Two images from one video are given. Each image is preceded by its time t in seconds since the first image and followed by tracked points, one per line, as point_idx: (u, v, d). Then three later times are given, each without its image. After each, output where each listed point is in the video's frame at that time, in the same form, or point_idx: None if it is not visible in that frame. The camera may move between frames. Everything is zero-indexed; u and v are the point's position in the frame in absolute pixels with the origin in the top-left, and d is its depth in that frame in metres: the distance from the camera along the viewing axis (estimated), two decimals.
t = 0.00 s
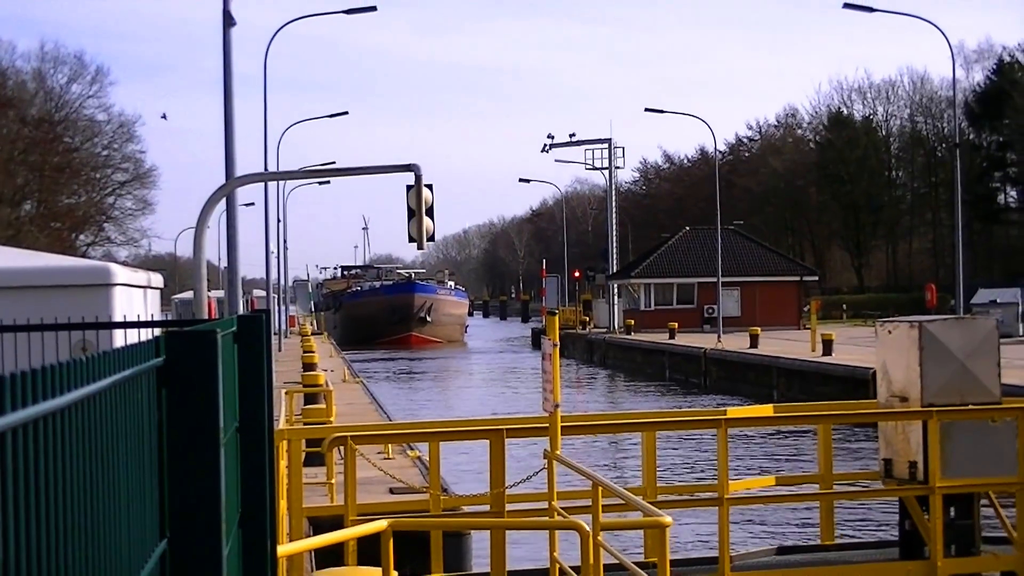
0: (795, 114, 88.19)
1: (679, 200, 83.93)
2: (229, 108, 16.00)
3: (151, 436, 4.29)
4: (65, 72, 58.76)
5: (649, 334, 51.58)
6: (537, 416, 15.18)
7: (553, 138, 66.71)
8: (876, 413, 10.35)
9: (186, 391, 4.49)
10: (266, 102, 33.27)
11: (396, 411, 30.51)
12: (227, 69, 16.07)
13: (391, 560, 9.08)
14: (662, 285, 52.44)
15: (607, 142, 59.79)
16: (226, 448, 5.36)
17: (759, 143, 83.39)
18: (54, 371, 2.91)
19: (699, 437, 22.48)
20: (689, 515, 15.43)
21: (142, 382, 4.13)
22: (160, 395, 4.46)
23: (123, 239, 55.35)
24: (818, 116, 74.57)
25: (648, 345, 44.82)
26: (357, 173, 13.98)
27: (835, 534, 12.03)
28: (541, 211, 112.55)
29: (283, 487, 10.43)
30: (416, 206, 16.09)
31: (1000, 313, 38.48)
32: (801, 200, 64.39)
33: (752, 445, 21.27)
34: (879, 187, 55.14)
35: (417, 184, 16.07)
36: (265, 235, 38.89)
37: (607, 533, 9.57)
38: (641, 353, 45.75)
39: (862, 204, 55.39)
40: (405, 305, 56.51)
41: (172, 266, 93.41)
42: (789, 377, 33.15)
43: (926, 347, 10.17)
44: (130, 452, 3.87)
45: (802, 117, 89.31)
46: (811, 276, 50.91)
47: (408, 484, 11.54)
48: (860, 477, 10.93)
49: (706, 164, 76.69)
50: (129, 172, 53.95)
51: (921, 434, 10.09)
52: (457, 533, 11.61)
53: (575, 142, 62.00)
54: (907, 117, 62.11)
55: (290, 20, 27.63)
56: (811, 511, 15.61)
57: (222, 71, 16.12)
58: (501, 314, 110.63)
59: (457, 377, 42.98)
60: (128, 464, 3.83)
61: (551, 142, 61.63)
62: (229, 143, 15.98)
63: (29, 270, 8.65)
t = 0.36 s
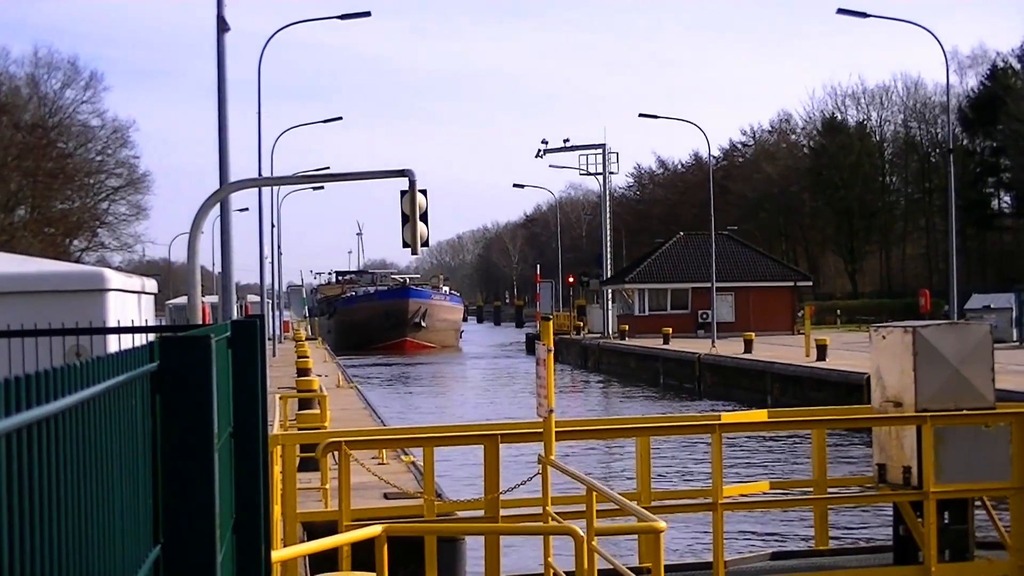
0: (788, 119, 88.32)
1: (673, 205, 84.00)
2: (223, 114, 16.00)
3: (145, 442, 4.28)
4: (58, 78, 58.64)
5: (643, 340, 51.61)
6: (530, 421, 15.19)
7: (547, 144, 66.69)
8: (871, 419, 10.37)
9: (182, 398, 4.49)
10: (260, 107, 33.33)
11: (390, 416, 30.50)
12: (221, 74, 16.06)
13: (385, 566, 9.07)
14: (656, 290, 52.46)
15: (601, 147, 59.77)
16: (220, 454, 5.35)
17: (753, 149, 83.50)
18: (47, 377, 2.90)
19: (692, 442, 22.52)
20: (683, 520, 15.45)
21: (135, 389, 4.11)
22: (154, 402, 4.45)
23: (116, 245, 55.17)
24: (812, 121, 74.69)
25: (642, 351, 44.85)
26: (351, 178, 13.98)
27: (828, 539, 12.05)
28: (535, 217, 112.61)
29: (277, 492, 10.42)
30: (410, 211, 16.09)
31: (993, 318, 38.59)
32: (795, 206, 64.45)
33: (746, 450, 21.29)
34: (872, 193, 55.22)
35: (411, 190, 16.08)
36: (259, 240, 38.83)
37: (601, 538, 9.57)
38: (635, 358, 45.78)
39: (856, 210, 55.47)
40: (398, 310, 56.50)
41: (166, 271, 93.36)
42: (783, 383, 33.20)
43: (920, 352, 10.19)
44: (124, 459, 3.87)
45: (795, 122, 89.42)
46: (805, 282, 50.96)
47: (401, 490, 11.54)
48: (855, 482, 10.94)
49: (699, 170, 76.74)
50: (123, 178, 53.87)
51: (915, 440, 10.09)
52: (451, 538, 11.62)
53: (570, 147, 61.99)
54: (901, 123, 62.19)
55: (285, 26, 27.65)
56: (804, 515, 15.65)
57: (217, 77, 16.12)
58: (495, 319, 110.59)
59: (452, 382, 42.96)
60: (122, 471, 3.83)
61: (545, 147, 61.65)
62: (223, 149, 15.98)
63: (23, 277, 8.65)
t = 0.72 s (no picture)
0: (784, 123, 88.35)
1: (669, 209, 83.97)
2: (219, 116, 16.01)
3: (141, 445, 4.29)
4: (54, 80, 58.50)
5: (639, 343, 51.60)
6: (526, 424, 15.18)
7: (543, 146, 66.63)
8: (866, 422, 10.37)
9: (177, 401, 4.50)
10: (256, 111, 33.34)
11: (386, 419, 30.47)
12: (218, 77, 16.08)
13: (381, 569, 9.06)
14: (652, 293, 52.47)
15: (597, 150, 59.76)
16: (215, 457, 5.33)
17: (748, 152, 83.53)
18: (45, 379, 2.92)
19: (688, 445, 22.55)
20: (679, 524, 15.46)
21: (130, 392, 4.12)
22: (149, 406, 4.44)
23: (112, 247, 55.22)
24: (807, 125, 74.73)
25: (639, 353, 44.84)
26: (346, 181, 13.99)
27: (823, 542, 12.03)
28: (531, 220, 112.61)
29: (273, 494, 10.41)
30: (406, 214, 16.13)
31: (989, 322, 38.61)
32: (791, 210, 64.44)
33: (742, 454, 21.30)
34: (868, 197, 55.26)
35: (407, 193, 16.10)
36: (255, 243, 38.80)
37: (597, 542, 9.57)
38: (631, 361, 45.78)
39: (851, 213, 55.48)
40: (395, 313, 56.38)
41: (162, 275, 93.41)
42: (779, 386, 33.22)
43: (916, 355, 10.21)
44: (119, 464, 3.86)
45: (791, 125, 89.46)
46: (801, 285, 50.99)
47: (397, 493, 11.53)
48: (851, 485, 10.95)
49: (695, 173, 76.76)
50: (119, 181, 53.87)
51: (911, 443, 10.09)
52: (447, 541, 11.59)
53: (566, 150, 62.01)
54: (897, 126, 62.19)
55: (280, 29, 27.68)
56: (800, 519, 15.66)
57: (213, 80, 16.12)
58: (491, 322, 110.55)
59: (449, 386, 42.93)
60: (118, 473, 3.83)
61: (542, 150, 61.71)
62: (219, 152, 15.99)
63: (20, 280, 8.64)
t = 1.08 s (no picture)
0: (784, 124, 88.35)
1: (670, 210, 83.99)
2: (220, 118, 16.00)
3: (142, 447, 4.28)
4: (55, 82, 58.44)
5: (640, 344, 51.60)
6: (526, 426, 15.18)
7: (543, 147, 66.58)
8: (867, 422, 10.36)
9: (179, 401, 4.50)
10: (257, 113, 33.38)
11: (387, 421, 30.49)
12: (218, 78, 16.07)
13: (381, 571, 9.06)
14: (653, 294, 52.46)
15: (598, 151, 59.72)
16: (215, 458, 5.33)
17: (749, 153, 83.51)
18: (47, 380, 2.92)
19: (689, 446, 22.58)
20: (681, 525, 15.47)
21: (131, 394, 4.11)
22: (150, 407, 4.44)
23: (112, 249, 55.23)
24: (808, 126, 74.75)
25: (639, 355, 44.83)
26: (347, 182, 13.99)
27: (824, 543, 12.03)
28: (532, 222, 112.63)
29: (275, 496, 10.41)
30: (407, 215, 16.14)
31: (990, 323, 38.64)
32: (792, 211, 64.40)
33: (743, 455, 21.32)
34: (869, 198, 55.25)
35: (407, 195, 16.11)
36: (255, 244, 38.79)
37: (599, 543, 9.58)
38: (632, 363, 45.77)
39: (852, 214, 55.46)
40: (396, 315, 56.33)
41: (163, 276, 93.38)
42: (780, 388, 33.24)
43: (917, 356, 10.20)
44: (120, 465, 3.86)
45: (792, 126, 89.46)
46: (802, 286, 50.98)
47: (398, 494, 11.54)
48: (852, 486, 10.94)
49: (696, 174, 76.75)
50: (120, 183, 53.85)
51: (911, 444, 10.08)
52: (449, 543, 11.60)
53: (566, 151, 62.00)
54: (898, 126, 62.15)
55: (280, 31, 27.70)
56: (801, 520, 15.67)
57: (213, 82, 16.11)
58: (491, 324, 110.55)
59: (450, 387, 42.92)
60: (119, 473, 3.84)
61: (543, 152, 61.72)
62: (220, 153, 15.98)
63: (21, 281, 8.65)
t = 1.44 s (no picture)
0: (784, 125, 88.30)
1: (670, 212, 83.96)
2: (220, 119, 15.99)
3: (143, 449, 4.29)
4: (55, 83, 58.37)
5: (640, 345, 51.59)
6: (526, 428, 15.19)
7: (543, 149, 66.56)
8: (867, 424, 10.36)
9: (180, 403, 4.49)
10: (258, 114, 33.40)
11: (386, 422, 30.50)
12: (219, 80, 16.07)
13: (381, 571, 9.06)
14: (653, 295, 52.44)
15: (598, 152, 59.70)
16: (216, 462, 5.37)
17: (750, 155, 83.48)
18: (48, 383, 2.92)
19: (689, 448, 22.58)
20: (681, 526, 15.47)
21: (131, 396, 4.11)
22: (151, 408, 4.45)
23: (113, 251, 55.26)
24: (807, 128, 74.70)
25: (640, 356, 44.82)
26: (347, 184, 13.99)
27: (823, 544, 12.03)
28: (532, 223, 112.58)
29: (276, 497, 10.41)
30: (407, 217, 16.14)
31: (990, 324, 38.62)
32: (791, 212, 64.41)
33: (743, 456, 21.31)
34: (869, 200, 55.25)
35: (407, 196, 16.10)
36: (255, 245, 38.77)
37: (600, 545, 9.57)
38: (632, 364, 45.76)
39: (852, 216, 55.44)
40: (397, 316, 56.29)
41: (163, 277, 93.32)
42: (780, 389, 33.22)
43: (916, 358, 10.21)
44: (120, 468, 3.86)
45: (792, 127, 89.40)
46: (802, 287, 50.97)
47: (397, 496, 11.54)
48: (852, 488, 10.94)
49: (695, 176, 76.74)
50: (120, 184, 53.83)
51: (911, 446, 10.08)
52: (448, 545, 11.59)
53: (566, 153, 61.98)
54: (897, 128, 62.14)
55: (281, 33, 27.73)
56: (801, 521, 15.67)
57: (214, 84, 16.12)
58: (491, 326, 110.51)
59: (449, 388, 42.91)
60: (119, 476, 3.84)
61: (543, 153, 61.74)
62: (220, 154, 15.97)
63: (21, 282, 8.66)
